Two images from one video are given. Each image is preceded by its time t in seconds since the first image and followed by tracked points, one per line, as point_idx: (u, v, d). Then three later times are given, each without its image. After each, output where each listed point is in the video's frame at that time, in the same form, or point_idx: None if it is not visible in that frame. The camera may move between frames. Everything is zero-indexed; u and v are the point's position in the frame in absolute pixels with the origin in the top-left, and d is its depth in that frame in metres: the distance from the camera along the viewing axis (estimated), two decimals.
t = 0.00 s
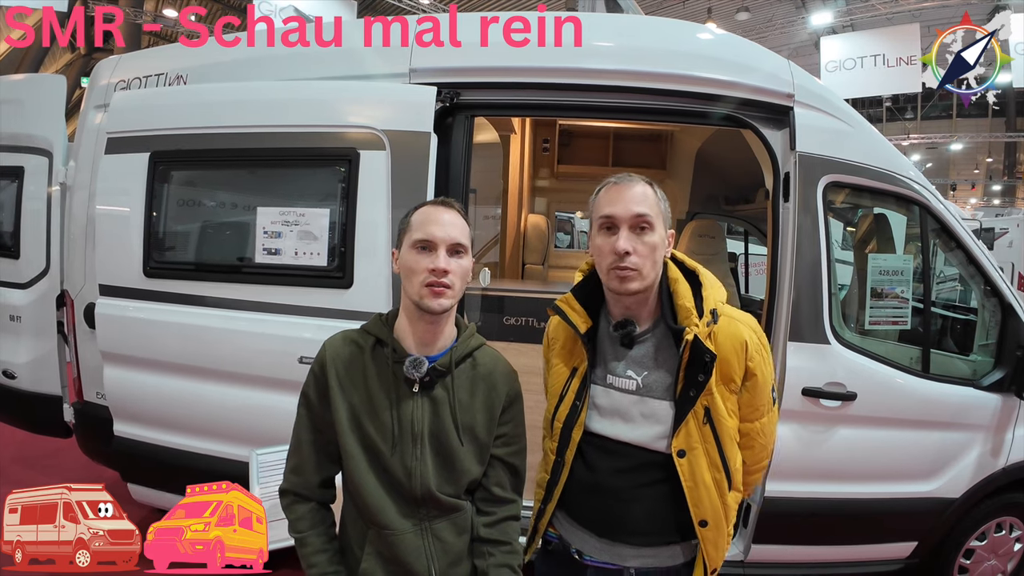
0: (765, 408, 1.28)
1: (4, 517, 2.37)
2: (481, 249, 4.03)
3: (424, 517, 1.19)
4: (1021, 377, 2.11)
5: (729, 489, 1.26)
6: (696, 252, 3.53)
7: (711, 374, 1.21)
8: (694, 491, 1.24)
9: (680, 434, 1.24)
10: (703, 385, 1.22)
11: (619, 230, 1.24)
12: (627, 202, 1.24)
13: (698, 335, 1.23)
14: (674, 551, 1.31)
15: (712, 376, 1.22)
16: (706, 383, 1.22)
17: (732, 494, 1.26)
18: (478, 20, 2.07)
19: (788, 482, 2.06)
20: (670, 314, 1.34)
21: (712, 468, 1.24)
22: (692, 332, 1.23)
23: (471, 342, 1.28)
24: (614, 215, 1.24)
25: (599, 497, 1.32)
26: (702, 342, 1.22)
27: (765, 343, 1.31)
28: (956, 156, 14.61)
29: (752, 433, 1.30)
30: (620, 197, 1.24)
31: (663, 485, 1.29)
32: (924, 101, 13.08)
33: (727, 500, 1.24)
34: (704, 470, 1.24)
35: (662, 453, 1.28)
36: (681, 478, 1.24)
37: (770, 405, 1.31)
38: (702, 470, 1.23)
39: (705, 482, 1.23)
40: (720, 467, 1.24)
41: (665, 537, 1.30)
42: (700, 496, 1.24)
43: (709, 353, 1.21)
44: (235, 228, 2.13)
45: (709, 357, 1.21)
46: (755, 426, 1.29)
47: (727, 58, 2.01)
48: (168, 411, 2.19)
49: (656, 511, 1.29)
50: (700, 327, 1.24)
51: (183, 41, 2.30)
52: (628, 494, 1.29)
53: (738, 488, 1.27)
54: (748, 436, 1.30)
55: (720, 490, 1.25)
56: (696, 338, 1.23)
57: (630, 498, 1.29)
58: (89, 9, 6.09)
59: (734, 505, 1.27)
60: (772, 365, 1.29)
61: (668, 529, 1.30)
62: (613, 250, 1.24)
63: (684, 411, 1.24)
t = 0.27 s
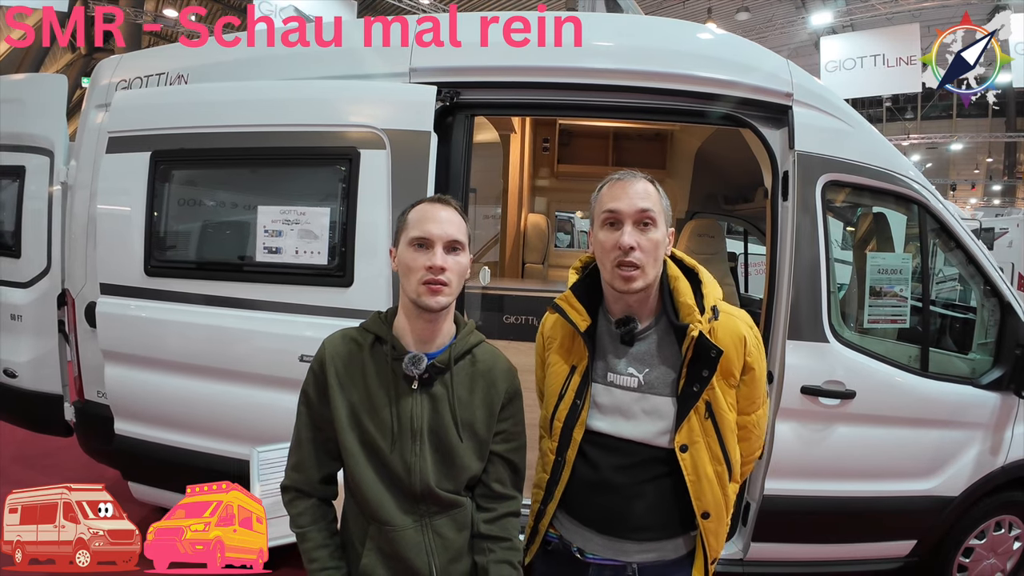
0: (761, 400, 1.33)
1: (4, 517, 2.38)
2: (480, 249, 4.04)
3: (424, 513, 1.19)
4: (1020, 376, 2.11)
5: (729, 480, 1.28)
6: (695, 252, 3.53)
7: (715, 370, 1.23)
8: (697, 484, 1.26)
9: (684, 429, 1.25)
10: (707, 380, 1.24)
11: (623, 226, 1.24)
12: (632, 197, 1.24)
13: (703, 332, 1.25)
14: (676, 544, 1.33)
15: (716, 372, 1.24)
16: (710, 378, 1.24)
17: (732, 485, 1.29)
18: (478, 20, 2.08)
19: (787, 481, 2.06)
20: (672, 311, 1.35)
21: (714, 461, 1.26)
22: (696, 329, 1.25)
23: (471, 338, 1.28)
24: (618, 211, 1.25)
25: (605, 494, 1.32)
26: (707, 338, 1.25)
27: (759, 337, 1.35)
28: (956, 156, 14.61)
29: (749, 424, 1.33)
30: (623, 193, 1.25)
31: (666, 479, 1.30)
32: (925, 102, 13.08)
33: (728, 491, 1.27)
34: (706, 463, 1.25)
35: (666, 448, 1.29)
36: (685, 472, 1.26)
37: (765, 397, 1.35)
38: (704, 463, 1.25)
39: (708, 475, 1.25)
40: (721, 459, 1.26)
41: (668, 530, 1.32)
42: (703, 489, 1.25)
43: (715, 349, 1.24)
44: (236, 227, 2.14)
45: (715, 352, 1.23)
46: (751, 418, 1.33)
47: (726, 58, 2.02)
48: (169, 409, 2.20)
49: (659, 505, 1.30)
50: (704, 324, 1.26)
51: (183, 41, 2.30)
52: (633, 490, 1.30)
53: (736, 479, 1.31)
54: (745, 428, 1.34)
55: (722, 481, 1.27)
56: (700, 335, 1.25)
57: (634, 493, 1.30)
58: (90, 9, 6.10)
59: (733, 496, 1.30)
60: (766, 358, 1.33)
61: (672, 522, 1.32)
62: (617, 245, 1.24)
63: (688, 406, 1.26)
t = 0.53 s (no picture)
0: (758, 399, 1.33)
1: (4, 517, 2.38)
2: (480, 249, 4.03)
3: (424, 514, 1.19)
4: (1020, 376, 2.11)
5: (727, 478, 1.28)
6: (695, 251, 3.53)
7: (714, 369, 1.24)
8: (695, 482, 1.26)
9: (682, 428, 1.25)
10: (706, 380, 1.24)
11: (621, 226, 1.24)
12: (629, 196, 1.24)
13: (702, 331, 1.25)
14: (675, 542, 1.33)
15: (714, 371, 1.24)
16: (708, 377, 1.24)
17: (729, 483, 1.29)
18: (478, 20, 2.08)
19: (787, 481, 2.06)
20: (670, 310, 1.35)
21: (711, 459, 1.27)
22: (695, 328, 1.24)
23: (469, 338, 1.28)
24: (615, 211, 1.24)
25: (604, 495, 1.31)
26: (706, 337, 1.25)
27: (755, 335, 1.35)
28: (956, 156, 14.61)
29: (745, 423, 1.33)
30: (620, 192, 1.25)
31: (665, 478, 1.30)
32: (925, 102, 13.08)
33: (725, 489, 1.27)
34: (704, 461, 1.25)
35: (664, 447, 1.29)
36: (683, 471, 1.26)
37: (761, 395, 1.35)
38: (702, 462, 1.25)
39: (706, 473, 1.25)
40: (719, 458, 1.26)
41: (666, 529, 1.32)
42: (701, 487, 1.25)
43: (715, 348, 1.24)
44: (235, 228, 2.14)
45: (714, 351, 1.23)
46: (748, 417, 1.33)
47: (726, 57, 2.01)
48: (169, 409, 2.19)
49: (658, 504, 1.30)
50: (702, 322, 1.26)
51: (183, 41, 2.30)
52: (632, 489, 1.29)
53: (734, 477, 1.31)
54: (742, 426, 1.34)
55: (720, 480, 1.27)
56: (699, 334, 1.24)
57: (634, 493, 1.29)
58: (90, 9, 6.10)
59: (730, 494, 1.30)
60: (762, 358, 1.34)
61: (670, 521, 1.32)
62: (615, 244, 1.24)
63: (686, 406, 1.26)
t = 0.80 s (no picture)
0: (752, 394, 1.33)
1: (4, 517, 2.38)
2: (480, 249, 4.03)
3: (422, 512, 1.19)
4: (1019, 375, 2.11)
5: (721, 474, 1.28)
6: (695, 251, 3.53)
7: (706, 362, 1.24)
8: (689, 477, 1.26)
9: (675, 422, 1.25)
10: (699, 372, 1.25)
11: (623, 216, 1.24)
12: (633, 187, 1.25)
13: (695, 324, 1.25)
14: (671, 543, 1.33)
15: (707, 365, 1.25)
16: (701, 370, 1.25)
17: (723, 478, 1.29)
18: (478, 20, 2.08)
19: (786, 480, 2.06)
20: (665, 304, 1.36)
21: (705, 454, 1.27)
22: (688, 321, 1.25)
23: (466, 336, 1.28)
24: (618, 201, 1.25)
25: (601, 494, 1.31)
26: (699, 330, 1.25)
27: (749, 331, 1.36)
28: (956, 156, 14.61)
29: (739, 419, 1.34)
30: (624, 184, 1.26)
31: (661, 477, 1.30)
32: (925, 102, 13.08)
33: (719, 484, 1.27)
34: (698, 456, 1.25)
35: (659, 445, 1.29)
36: (676, 466, 1.25)
37: (756, 391, 1.35)
38: (696, 457, 1.25)
39: (699, 468, 1.25)
40: (713, 453, 1.26)
41: (663, 530, 1.32)
42: (695, 483, 1.25)
43: (706, 340, 1.24)
44: (234, 227, 2.14)
45: (707, 343, 1.24)
46: (742, 413, 1.33)
47: (726, 57, 2.01)
48: (168, 409, 2.20)
49: (655, 503, 1.30)
50: (694, 315, 1.27)
51: (183, 41, 2.30)
52: (629, 489, 1.30)
53: (727, 473, 1.31)
54: (736, 421, 1.34)
55: (713, 475, 1.27)
56: (693, 326, 1.25)
57: (630, 492, 1.30)
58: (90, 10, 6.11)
59: (725, 489, 1.30)
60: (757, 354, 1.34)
61: (666, 521, 1.32)
62: (617, 236, 1.24)
63: (680, 400, 1.26)
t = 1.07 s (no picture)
0: (755, 397, 1.33)
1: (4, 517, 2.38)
2: (480, 249, 4.03)
3: (422, 514, 1.19)
4: (1020, 376, 2.10)
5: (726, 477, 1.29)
6: (695, 251, 3.53)
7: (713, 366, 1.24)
8: (695, 482, 1.26)
9: (680, 427, 1.25)
10: (705, 377, 1.24)
11: (616, 221, 1.24)
12: (624, 191, 1.24)
13: (701, 328, 1.25)
14: (674, 544, 1.32)
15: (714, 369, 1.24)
16: (707, 375, 1.24)
17: (727, 482, 1.29)
18: (478, 20, 2.07)
19: (787, 481, 2.05)
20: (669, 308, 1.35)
21: (710, 459, 1.27)
22: (695, 325, 1.25)
23: (466, 337, 1.28)
24: (610, 206, 1.24)
25: (602, 496, 1.30)
26: (705, 334, 1.25)
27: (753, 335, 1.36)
28: (956, 156, 14.60)
29: (743, 422, 1.34)
30: (615, 188, 1.25)
31: (664, 479, 1.30)
32: (925, 102, 13.07)
33: (724, 488, 1.27)
34: (703, 461, 1.25)
35: (664, 448, 1.29)
36: (682, 472, 1.25)
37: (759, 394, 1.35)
38: (701, 462, 1.25)
39: (705, 473, 1.25)
40: (717, 457, 1.27)
41: (665, 530, 1.31)
42: (700, 488, 1.25)
43: (714, 345, 1.24)
44: (234, 227, 2.13)
45: (714, 348, 1.23)
46: (746, 415, 1.33)
47: (726, 57, 2.01)
48: (168, 409, 2.19)
49: (658, 504, 1.30)
50: (700, 320, 1.26)
51: (183, 41, 2.30)
52: (631, 490, 1.29)
53: (732, 476, 1.31)
54: (740, 424, 1.34)
55: (718, 479, 1.27)
56: (699, 331, 1.24)
57: (632, 493, 1.29)
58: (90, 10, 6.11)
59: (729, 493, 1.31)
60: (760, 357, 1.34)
61: (669, 522, 1.31)
62: (610, 241, 1.23)
63: (685, 405, 1.25)
